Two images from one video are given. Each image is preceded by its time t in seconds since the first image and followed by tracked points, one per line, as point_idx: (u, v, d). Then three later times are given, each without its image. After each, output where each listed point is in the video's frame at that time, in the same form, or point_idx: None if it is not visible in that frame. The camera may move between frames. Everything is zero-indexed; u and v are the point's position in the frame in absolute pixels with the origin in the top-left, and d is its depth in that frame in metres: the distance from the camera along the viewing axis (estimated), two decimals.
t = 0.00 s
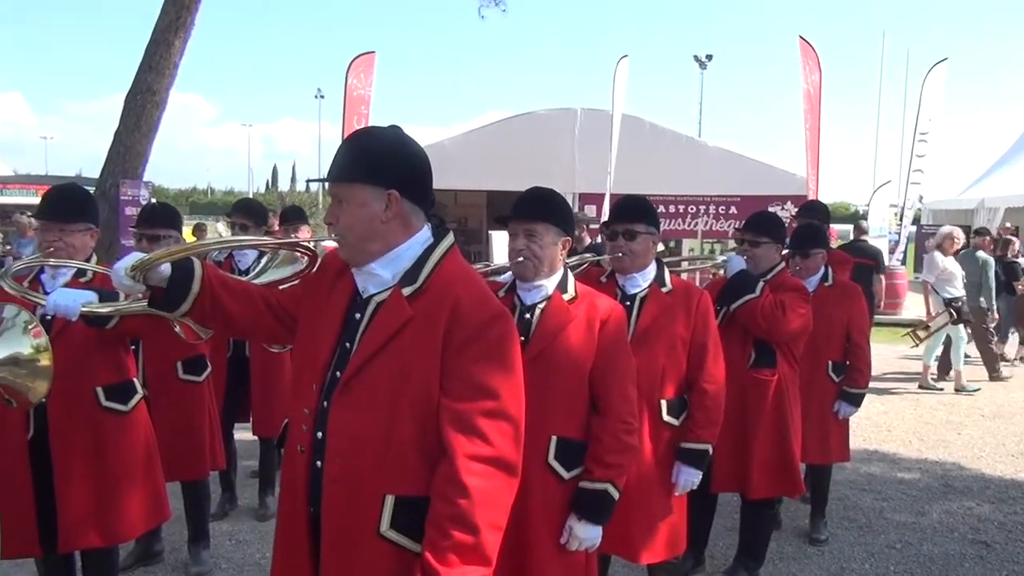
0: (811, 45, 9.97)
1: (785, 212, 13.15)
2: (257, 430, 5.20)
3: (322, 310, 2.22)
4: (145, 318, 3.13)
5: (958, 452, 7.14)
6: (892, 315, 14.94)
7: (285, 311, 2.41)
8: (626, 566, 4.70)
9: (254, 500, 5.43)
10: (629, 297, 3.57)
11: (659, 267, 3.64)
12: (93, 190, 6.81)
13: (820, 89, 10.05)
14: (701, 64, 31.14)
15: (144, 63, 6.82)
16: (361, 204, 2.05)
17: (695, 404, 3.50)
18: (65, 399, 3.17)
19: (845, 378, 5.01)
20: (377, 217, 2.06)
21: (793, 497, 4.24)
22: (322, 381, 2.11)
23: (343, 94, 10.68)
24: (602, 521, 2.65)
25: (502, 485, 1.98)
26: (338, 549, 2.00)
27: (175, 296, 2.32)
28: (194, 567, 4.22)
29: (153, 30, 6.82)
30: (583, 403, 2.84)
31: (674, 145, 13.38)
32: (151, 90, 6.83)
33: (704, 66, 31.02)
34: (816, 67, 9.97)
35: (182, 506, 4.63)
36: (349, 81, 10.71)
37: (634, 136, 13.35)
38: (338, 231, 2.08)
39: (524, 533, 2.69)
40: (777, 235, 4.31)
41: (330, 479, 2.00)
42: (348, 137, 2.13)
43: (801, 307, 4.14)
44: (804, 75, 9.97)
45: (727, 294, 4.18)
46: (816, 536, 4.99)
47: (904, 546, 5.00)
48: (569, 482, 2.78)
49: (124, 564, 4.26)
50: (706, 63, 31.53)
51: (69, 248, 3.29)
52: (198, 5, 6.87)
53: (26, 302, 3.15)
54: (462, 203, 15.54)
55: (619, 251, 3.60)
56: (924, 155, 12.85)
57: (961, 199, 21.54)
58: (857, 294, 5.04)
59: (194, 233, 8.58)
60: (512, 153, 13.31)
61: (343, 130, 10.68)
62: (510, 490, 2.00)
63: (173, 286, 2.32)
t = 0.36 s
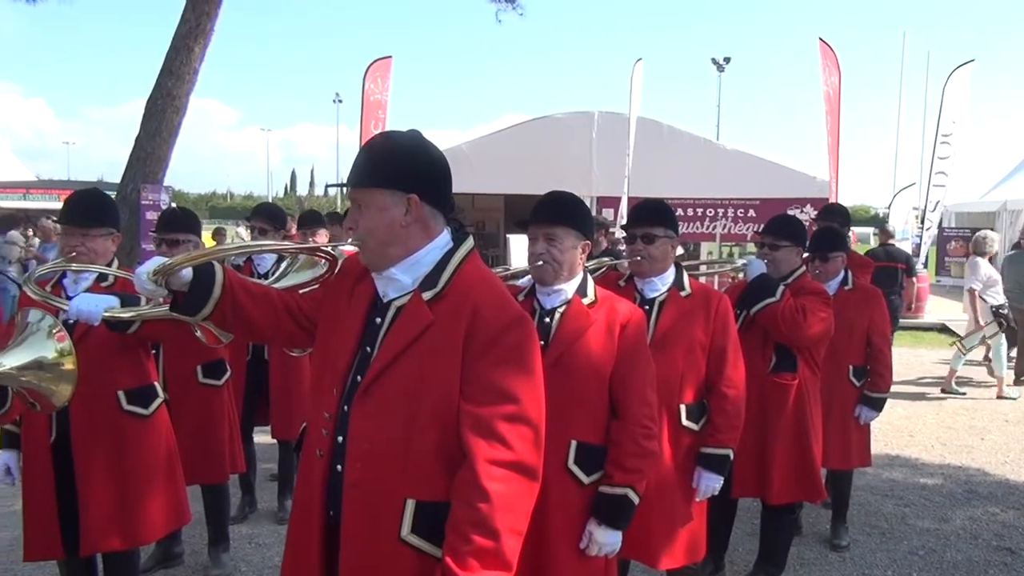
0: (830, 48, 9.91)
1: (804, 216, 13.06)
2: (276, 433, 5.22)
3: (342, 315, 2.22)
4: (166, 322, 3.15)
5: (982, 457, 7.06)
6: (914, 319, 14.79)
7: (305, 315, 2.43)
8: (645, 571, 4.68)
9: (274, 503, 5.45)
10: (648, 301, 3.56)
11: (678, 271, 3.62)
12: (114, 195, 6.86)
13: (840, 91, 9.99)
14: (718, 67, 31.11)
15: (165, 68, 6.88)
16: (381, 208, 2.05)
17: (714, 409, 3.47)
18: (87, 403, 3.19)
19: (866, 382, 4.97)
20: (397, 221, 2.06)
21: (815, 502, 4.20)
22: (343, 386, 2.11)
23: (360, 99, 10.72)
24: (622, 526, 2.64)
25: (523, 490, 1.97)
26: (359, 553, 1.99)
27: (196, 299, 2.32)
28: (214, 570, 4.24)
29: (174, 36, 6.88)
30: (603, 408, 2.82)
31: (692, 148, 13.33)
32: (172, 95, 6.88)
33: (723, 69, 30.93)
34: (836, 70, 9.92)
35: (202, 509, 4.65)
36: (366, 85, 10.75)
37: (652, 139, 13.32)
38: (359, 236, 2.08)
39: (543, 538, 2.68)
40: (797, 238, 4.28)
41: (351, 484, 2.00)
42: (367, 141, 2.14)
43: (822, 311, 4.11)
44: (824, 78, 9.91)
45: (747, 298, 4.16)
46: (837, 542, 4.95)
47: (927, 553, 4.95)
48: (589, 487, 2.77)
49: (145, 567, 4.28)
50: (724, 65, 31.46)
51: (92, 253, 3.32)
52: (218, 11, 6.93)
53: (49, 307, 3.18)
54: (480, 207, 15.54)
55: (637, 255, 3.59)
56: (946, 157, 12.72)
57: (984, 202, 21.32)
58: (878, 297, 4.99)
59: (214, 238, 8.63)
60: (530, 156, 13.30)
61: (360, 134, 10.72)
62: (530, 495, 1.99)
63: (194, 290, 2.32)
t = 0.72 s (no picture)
0: (861, 49, 9.81)
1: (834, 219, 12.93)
2: (304, 435, 5.25)
3: (370, 319, 2.23)
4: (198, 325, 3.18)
5: (1017, 465, 6.93)
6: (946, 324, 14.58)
7: (334, 320, 2.45)
8: None
9: (302, 505, 5.49)
10: (677, 305, 3.54)
11: (707, 275, 3.60)
12: (145, 199, 6.94)
13: (870, 93, 9.88)
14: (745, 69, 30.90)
15: (195, 74, 6.96)
16: (409, 213, 2.05)
17: (744, 414, 3.44)
18: (119, 405, 3.23)
19: (898, 388, 4.90)
20: (425, 225, 2.06)
21: (846, 509, 4.15)
22: (372, 391, 2.11)
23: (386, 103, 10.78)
24: (651, 532, 2.63)
25: (552, 495, 1.97)
26: (389, 558, 1.99)
27: (227, 305, 2.34)
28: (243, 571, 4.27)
29: (204, 42, 6.96)
30: (631, 413, 2.81)
31: (719, 151, 13.25)
32: (202, 101, 6.96)
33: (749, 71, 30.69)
34: (866, 71, 9.82)
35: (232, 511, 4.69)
36: (392, 89, 10.81)
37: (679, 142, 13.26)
38: (387, 240, 2.09)
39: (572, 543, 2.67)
40: (828, 242, 4.24)
41: (381, 488, 2.01)
42: (394, 146, 2.14)
43: (854, 316, 4.06)
44: (854, 79, 9.82)
45: (776, 303, 4.12)
46: (869, 549, 4.88)
47: (962, 562, 4.86)
48: (618, 492, 2.75)
49: (175, 568, 4.33)
50: (751, 67, 31.25)
51: (125, 257, 3.36)
52: (247, 17, 7.00)
53: (83, 310, 3.22)
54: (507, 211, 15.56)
55: (665, 259, 3.57)
56: (979, 159, 12.53)
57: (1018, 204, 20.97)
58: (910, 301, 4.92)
59: (244, 242, 8.71)
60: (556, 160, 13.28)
61: (386, 138, 10.77)
62: (560, 500, 1.98)
63: (224, 295, 2.34)
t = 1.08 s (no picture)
0: (895, 51, 9.69)
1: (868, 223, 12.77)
2: (336, 438, 5.28)
3: (401, 323, 2.24)
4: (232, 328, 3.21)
5: None
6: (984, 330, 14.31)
7: (366, 324, 2.46)
8: None
9: (332, 507, 5.52)
10: (709, 310, 3.52)
11: (739, 279, 3.57)
12: (179, 203, 7.02)
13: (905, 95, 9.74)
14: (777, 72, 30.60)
15: (229, 79, 7.04)
16: (438, 217, 2.06)
17: (777, 420, 3.41)
18: (154, 405, 3.27)
19: (934, 395, 4.82)
20: (454, 230, 2.06)
21: (881, 517, 4.09)
22: (402, 395, 2.12)
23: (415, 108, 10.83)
24: (683, 538, 2.61)
25: (582, 500, 1.96)
26: (419, 561, 2.00)
27: (260, 309, 2.35)
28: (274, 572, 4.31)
29: (238, 48, 7.04)
30: (661, 418, 2.79)
31: (751, 154, 13.15)
32: (235, 106, 7.04)
33: (781, 73, 30.33)
34: (900, 73, 9.70)
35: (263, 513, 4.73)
36: (420, 94, 10.87)
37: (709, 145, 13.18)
38: (416, 244, 2.09)
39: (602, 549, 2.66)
40: (863, 246, 4.19)
41: (412, 492, 2.01)
42: (422, 151, 2.15)
43: (890, 321, 4.02)
44: (888, 82, 9.70)
45: (810, 307, 4.07)
46: (904, 558, 4.81)
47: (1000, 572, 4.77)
48: (649, 497, 2.74)
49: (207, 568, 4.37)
50: (783, 70, 30.95)
51: (161, 261, 3.41)
52: (280, 23, 7.08)
53: (121, 313, 3.28)
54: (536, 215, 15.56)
55: (697, 263, 3.56)
56: (1018, 162, 12.30)
57: None
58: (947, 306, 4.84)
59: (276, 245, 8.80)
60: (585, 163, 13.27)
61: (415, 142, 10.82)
62: (590, 506, 1.98)
63: (258, 300, 2.36)
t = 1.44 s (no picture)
0: (927, 52, 9.57)
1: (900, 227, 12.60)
2: (363, 440, 5.30)
3: (429, 330, 2.25)
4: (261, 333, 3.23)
5: None
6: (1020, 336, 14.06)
7: (395, 331, 2.46)
8: None
9: (360, 510, 5.54)
10: (738, 317, 3.48)
11: (769, 285, 3.54)
12: (210, 207, 7.10)
13: (937, 97, 9.61)
14: (807, 74, 30.42)
15: (259, 84, 7.11)
16: (461, 225, 2.06)
17: (808, 427, 3.37)
18: (186, 407, 3.31)
19: (968, 402, 4.75)
20: (477, 237, 2.07)
21: (915, 526, 4.03)
22: (430, 401, 2.12)
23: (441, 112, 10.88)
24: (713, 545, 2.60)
25: (612, 506, 1.95)
26: (449, 566, 2.00)
27: (289, 323, 2.39)
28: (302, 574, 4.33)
29: (268, 53, 7.11)
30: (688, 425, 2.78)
31: (780, 157, 13.04)
32: (265, 111, 7.12)
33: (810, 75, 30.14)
34: (933, 75, 9.57)
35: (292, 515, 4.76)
36: (446, 98, 10.91)
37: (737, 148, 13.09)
38: (440, 252, 2.10)
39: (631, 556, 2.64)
40: (895, 251, 4.14)
41: (441, 498, 2.02)
42: (443, 157, 2.15)
43: (923, 327, 3.96)
44: (919, 84, 9.58)
45: (840, 313, 4.03)
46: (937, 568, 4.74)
47: None
48: (678, 503, 2.73)
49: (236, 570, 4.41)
50: (813, 73, 30.70)
51: (192, 265, 3.45)
52: (309, 28, 7.14)
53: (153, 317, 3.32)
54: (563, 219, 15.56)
55: (726, 269, 3.53)
56: None
57: None
58: (981, 311, 4.76)
59: (305, 249, 8.86)
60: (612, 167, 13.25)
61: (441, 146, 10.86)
62: (619, 512, 1.97)
63: (286, 315, 2.40)
